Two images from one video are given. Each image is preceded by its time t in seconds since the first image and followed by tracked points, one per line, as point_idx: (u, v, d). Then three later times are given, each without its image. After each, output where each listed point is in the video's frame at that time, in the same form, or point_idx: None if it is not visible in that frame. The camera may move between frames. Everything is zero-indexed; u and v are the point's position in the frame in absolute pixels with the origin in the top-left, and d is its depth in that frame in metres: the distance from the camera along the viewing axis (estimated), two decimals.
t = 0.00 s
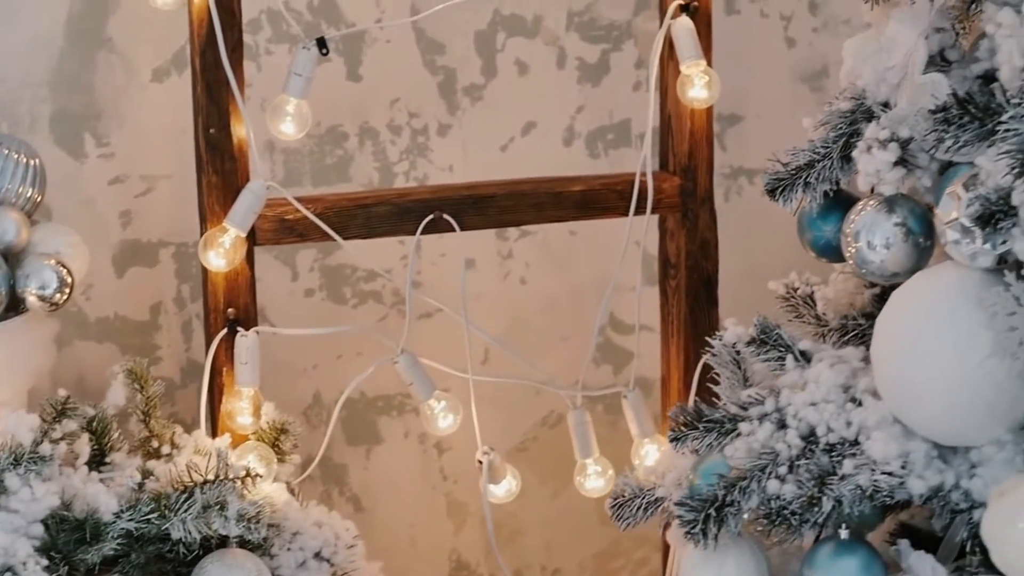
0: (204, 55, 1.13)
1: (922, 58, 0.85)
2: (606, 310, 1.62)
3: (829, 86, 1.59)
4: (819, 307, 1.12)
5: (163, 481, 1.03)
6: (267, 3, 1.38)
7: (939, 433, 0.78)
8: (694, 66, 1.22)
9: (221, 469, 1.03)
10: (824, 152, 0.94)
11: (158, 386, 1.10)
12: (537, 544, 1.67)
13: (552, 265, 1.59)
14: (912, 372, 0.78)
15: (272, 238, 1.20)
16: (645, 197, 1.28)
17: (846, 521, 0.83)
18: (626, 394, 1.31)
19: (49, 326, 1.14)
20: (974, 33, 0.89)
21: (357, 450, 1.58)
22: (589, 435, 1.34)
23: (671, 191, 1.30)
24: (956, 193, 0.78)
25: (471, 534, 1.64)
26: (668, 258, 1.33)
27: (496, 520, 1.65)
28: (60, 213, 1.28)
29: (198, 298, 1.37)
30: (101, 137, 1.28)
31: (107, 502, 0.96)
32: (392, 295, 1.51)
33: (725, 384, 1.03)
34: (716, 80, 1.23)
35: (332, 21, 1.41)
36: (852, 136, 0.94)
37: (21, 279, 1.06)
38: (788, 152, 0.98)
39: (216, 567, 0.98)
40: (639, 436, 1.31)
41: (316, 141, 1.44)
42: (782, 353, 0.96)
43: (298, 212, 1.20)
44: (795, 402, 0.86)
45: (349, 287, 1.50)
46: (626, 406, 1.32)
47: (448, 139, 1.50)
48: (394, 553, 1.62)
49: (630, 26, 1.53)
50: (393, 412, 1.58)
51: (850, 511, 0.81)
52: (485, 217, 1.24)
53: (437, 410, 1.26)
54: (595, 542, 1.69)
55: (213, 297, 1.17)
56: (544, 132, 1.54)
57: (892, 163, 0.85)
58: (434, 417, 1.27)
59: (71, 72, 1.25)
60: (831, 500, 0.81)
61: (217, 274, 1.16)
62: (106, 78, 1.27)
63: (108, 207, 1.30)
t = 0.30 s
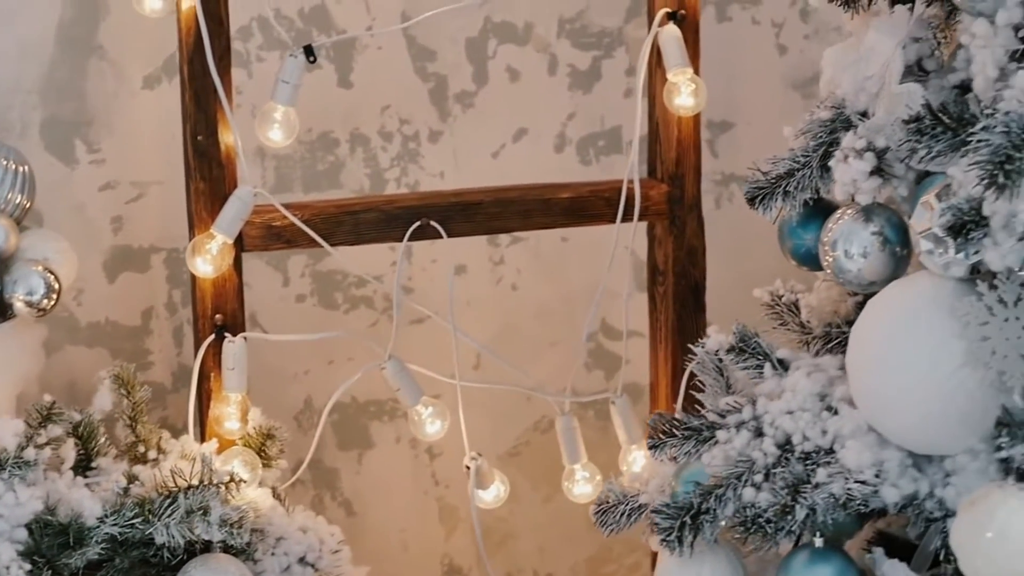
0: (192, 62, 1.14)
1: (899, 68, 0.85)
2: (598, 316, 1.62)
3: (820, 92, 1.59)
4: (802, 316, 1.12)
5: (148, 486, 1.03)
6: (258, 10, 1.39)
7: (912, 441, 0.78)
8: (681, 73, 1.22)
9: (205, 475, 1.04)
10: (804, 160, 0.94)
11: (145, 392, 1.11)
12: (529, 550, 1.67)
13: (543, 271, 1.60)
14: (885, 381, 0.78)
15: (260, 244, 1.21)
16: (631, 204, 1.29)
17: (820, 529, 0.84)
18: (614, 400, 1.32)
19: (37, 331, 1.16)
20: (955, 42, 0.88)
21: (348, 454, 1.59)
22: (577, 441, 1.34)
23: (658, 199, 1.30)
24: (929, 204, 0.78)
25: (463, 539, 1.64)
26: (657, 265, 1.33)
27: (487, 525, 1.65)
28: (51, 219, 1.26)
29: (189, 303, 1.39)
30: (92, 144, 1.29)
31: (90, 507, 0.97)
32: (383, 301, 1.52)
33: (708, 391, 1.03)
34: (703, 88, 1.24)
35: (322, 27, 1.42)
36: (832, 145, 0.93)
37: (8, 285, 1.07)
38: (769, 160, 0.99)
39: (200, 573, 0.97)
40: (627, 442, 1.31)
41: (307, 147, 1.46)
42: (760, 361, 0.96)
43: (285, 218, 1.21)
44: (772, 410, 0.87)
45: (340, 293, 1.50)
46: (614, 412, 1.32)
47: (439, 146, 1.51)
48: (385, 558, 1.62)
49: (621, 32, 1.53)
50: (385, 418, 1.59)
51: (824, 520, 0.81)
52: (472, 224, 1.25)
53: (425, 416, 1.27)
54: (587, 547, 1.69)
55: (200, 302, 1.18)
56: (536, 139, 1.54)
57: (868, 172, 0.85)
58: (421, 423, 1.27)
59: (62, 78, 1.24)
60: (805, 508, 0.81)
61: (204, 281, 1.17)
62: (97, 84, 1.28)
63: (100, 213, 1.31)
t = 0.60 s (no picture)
0: (184, 68, 1.15)
1: (877, 75, 0.86)
2: (593, 320, 1.62)
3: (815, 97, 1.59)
4: (788, 321, 1.13)
5: (137, 487, 1.04)
6: (252, 16, 1.41)
7: (887, 445, 0.79)
8: (671, 79, 1.22)
9: (191, 476, 1.05)
10: (786, 166, 0.95)
11: (135, 394, 1.12)
12: (524, 552, 1.67)
13: (537, 275, 1.60)
14: (860, 386, 0.79)
15: (251, 248, 1.22)
16: (622, 209, 1.29)
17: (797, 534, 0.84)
18: (604, 403, 1.32)
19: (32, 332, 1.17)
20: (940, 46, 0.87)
21: (343, 456, 1.60)
22: (568, 444, 1.34)
23: (648, 204, 1.31)
24: (905, 210, 0.78)
25: (458, 541, 1.65)
26: (648, 269, 1.33)
27: (482, 527, 1.66)
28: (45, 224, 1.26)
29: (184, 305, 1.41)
30: (87, 148, 1.29)
31: (78, 508, 0.98)
32: (378, 304, 1.53)
33: (694, 396, 1.04)
34: (692, 93, 1.24)
35: (317, 32, 1.44)
36: (814, 151, 0.94)
37: None
38: (752, 166, 0.99)
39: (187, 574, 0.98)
40: (617, 446, 1.31)
41: (301, 152, 1.47)
42: (740, 366, 0.97)
43: (276, 222, 1.22)
44: (750, 415, 0.88)
45: (335, 296, 1.51)
46: (604, 415, 1.33)
47: (434, 150, 1.52)
48: (381, 561, 1.63)
49: (616, 37, 1.53)
50: (380, 420, 1.60)
51: (798, 525, 0.81)
52: (462, 228, 1.26)
53: (415, 419, 1.28)
54: (582, 550, 1.69)
55: (192, 305, 1.19)
56: (531, 143, 1.55)
57: (846, 179, 0.86)
58: (412, 425, 1.28)
59: (57, 83, 1.25)
60: (780, 512, 0.81)
61: (196, 284, 1.18)
62: (91, 88, 1.29)
63: (95, 217, 1.32)
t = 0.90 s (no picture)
0: (178, 71, 1.16)
1: (858, 80, 0.86)
2: (590, 322, 1.63)
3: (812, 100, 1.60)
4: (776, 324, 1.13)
5: (128, 485, 1.06)
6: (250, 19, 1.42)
7: (863, 447, 0.79)
8: (662, 83, 1.23)
9: (181, 475, 1.07)
10: (770, 170, 0.95)
11: (128, 393, 1.14)
12: (522, 553, 1.68)
13: (534, 277, 1.61)
14: (837, 387, 0.79)
15: (246, 250, 1.24)
16: (614, 211, 1.30)
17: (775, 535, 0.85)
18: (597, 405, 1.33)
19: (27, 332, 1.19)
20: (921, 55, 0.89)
21: (341, 456, 1.61)
22: (561, 446, 1.35)
23: (641, 207, 1.32)
24: (881, 214, 0.79)
25: (456, 541, 1.66)
26: (642, 271, 1.34)
27: (480, 527, 1.67)
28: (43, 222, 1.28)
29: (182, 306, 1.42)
30: (86, 149, 1.32)
31: (69, 506, 0.99)
32: (375, 305, 1.54)
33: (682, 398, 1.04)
34: (684, 97, 1.25)
35: (315, 36, 1.45)
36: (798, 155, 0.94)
37: None
38: (737, 169, 1.00)
39: (177, 571, 0.99)
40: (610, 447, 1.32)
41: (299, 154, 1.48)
42: (722, 367, 0.98)
43: (271, 224, 1.24)
44: (731, 416, 0.89)
45: (333, 297, 1.53)
46: (597, 417, 1.33)
47: (431, 153, 1.53)
48: (378, 560, 1.63)
49: (612, 41, 1.55)
50: (378, 420, 1.61)
51: (775, 525, 0.82)
52: (455, 231, 1.27)
53: (408, 419, 1.29)
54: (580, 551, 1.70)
55: (186, 306, 1.21)
56: (528, 146, 1.55)
57: (826, 183, 0.86)
58: (405, 426, 1.29)
59: (57, 84, 1.27)
60: (756, 514, 0.82)
61: (190, 285, 1.20)
62: (90, 90, 1.31)
63: (94, 218, 1.34)
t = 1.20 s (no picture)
0: (177, 73, 1.18)
1: (840, 82, 0.87)
2: (590, 322, 1.64)
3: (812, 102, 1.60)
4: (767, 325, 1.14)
5: (123, 481, 1.07)
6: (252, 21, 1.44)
7: (840, 446, 0.80)
8: (657, 84, 1.23)
9: (175, 472, 1.08)
10: (757, 171, 0.96)
11: (124, 391, 1.15)
12: (522, 552, 1.69)
13: (534, 278, 1.62)
14: (816, 387, 0.80)
15: (244, 249, 1.26)
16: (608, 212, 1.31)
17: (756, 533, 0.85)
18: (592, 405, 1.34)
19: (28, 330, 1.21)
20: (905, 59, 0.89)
21: (342, 455, 1.62)
22: (557, 446, 1.36)
23: (636, 208, 1.33)
24: (859, 216, 0.80)
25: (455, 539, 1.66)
26: (637, 271, 1.35)
27: (480, 526, 1.68)
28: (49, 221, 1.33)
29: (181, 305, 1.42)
30: (87, 149, 1.34)
31: (63, 502, 1.01)
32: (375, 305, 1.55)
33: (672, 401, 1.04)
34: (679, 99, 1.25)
35: (316, 39, 1.47)
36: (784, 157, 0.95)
37: None
38: (725, 171, 1.01)
39: (171, 565, 1.00)
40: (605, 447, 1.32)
41: (300, 155, 1.50)
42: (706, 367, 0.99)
43: (268, 224, 1.26)
44: (714, 416, 0.90)
45: (333, 297, 1.54)
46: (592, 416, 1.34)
47: (431, 154, 1.54)
48: (379, 558, 1.65)
49: (612, 42, 1.55)
50: (378, 419, 1.62)
51: (756, 525, 0.83)
52: (451, 231, 1.28)
53: (404, 418, 1.30)
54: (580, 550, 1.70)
55: (184, 306, 1.23)
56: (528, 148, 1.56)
57: (807, 185, 0.87)
58: (401, 424, 1.30)
59: (60, 87, 1.31)
60: (735, 512, 0.83)
61: (188, 284, 1.22)
62: (92, 91, 1.34)
63: (95, 217, 1.36)
